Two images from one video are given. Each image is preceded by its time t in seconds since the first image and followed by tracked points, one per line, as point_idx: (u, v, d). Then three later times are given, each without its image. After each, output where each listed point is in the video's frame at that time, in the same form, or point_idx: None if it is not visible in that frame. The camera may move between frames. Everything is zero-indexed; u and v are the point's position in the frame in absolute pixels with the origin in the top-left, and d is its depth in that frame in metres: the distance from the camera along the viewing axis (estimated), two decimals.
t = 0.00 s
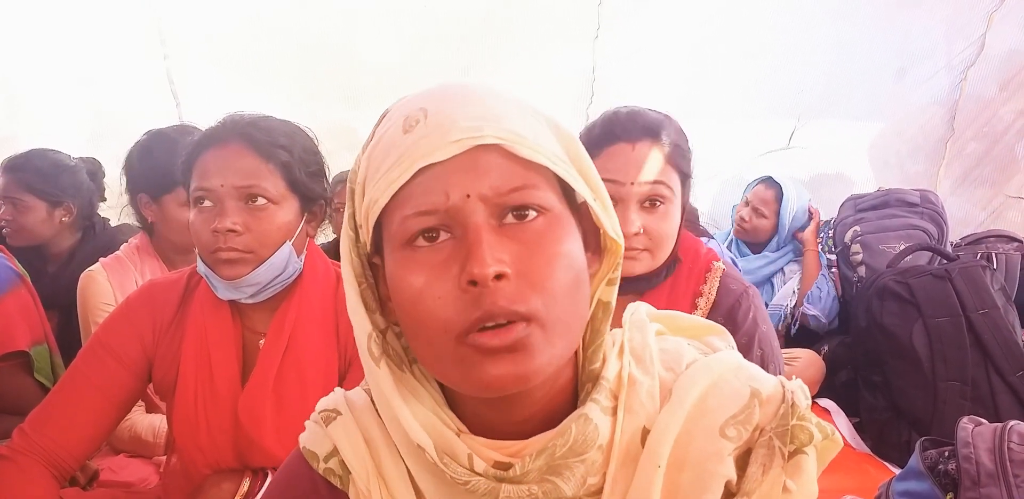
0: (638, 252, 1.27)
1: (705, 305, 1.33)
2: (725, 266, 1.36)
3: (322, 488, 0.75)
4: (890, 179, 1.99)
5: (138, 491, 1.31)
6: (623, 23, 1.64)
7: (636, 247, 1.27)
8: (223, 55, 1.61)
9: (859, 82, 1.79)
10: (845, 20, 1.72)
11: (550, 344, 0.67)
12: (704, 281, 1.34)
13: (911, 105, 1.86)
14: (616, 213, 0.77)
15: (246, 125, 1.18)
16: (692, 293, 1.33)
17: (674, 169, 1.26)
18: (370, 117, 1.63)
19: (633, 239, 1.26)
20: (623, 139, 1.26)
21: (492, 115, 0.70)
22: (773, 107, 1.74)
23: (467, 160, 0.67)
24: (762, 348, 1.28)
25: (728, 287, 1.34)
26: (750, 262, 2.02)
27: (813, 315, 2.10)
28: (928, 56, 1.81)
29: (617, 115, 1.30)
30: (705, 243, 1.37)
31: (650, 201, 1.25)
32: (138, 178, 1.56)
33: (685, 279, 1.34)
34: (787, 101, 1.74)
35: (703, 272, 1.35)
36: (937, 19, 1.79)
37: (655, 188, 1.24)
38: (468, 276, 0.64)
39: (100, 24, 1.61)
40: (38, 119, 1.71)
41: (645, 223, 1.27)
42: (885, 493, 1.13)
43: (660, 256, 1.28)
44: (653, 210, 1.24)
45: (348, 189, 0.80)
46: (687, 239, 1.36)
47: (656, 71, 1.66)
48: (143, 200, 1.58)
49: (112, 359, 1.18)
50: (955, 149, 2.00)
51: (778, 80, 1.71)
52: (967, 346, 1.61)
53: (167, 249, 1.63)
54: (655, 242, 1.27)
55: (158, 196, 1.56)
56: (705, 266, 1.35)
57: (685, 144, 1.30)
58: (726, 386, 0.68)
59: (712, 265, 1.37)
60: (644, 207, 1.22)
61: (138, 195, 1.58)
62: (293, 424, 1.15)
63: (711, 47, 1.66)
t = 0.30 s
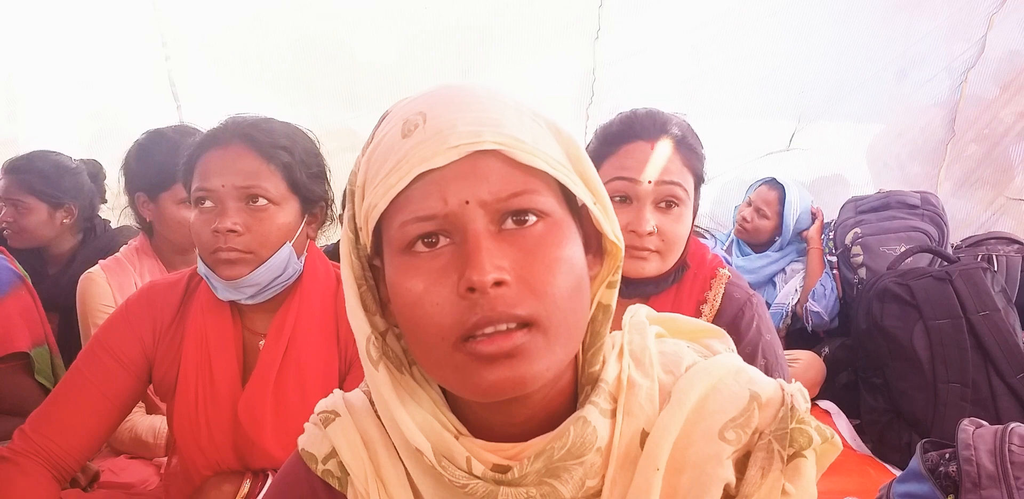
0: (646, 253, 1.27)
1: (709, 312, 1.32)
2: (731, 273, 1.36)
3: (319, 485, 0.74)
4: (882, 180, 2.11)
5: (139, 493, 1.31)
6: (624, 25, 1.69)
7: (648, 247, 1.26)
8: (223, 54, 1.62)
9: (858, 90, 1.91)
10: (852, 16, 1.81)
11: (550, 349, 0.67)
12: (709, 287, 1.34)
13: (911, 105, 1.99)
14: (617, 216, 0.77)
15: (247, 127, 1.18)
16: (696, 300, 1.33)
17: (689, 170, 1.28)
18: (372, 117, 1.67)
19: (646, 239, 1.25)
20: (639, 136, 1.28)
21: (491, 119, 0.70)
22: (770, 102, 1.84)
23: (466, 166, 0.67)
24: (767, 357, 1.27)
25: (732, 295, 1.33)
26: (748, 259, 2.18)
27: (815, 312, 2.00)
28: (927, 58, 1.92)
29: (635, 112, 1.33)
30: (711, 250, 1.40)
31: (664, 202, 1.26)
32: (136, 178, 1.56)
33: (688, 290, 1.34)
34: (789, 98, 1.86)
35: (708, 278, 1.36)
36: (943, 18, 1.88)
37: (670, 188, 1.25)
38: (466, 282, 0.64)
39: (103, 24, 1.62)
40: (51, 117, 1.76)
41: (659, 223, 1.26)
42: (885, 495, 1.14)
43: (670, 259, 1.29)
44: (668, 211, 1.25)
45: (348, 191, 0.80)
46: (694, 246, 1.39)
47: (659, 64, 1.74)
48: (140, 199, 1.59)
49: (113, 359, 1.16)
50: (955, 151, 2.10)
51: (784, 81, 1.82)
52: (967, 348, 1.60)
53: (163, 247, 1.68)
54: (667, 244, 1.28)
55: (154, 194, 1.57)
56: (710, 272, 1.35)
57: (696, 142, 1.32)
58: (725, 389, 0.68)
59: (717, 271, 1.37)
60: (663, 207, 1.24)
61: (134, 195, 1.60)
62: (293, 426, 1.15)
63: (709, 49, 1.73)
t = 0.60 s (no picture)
0: (644, 262, 1.28)
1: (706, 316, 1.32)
2: (727, 278, 1.37)
3: (320, 484, 0.75)
4: (882, 182, 2.11)
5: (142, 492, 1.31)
6: (624, 25, 1.70)
7: (645, 256, 1.27)
8: (224, 54, 1.63)
9: (859, 91, 1.91)
10: (853, 18, 1.82)
11: (550, 350, 0.67)
12: (705, 291, 1.35)
13: (912, 106, 1.99)
14: (618, 216, 0.77)
15: (250, 126, 1.19)
16: (692, 304, 1.33)
17: (685, 176, 1.28)
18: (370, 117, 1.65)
19: (644, 248, 1.25)
20: (634, 142, 1.28)
21: (491, 119, 0.70)
22: (773, 112, 1.86)
23: (467, 167, 0.67)
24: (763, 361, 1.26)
25: (728, 300, 1.34)
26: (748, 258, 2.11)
27: (816, 310, 2.00)
28: (929, 58, 1.92)
29: (629, 117, 1.32)
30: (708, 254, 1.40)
31: (662, 210, 1.26)
32: (137, 175, 1.56)
33: (684, 295, 1.34)
34: (791, 99, 1.86)
35: (705, 282, 1.36)
36: (944, 19, 1.88)
37: (667, 196, 1.25)
38: (467, 284, 0.64)
39: (104, 23, 1.63)
40: (54, 116, 1.77)
41: (657, 232, 1.26)
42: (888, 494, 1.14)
43: (668, 266, 1.30)
44: (665, 219, 1.25)
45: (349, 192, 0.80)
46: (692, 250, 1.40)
47: (663, 66, 1.77)
48: (142, 197, 1.60)
49: (114, 358, 1.17)
50: (957, 152, 2.10)
51: (784, 80, 1.83)
52: (970, 348, 1.59)
53: (165, 246, 1.67)
54: (664, 252, 1.28)
55: (156, 192, 1.57)
56: (707, 276, 1.36)
57: (693, 148, 1.31)
58: (726, 389, 0.68)
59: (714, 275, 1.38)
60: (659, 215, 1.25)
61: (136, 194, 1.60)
62: (294, 425, 1.15)
63: (709, 51, 1.75)
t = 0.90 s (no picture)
0: (638, 273, 1.26)
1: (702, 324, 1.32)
2: (723, 285, 1.36)
3: (322, 485, 0.75)
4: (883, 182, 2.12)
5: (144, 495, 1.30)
6: (627, 27, 1.70)
7: (639, 268, 1.25)
8: (224, 54, 1.64)
9: (864, 94, 1.92)
10: (856, 18, 1.82)
11: (555, 352, 0.67)
12: (701, 299, 1.34)
13: (914, 107, 2.00)
14: (621, 218, 0.77)
15: (254, 129, 1.19)
16: (688, 312, 1.33)
17: (677, 185, 1.28)
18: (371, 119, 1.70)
19: (637, 260, 1.23)
20: (625, 152, 1.28)
21: (496, 122, 0.70)
22: (773, 111, 1.87)
23: (471, 170, 0.67)
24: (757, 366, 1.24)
25: (724, 308, 1.33)
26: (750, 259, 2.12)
27: (819, 311, 1.99)
28: (932, 60, 1.91)
29: (620, 125, 1.33)
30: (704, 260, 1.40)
31: (655, 221, 1.25)
32: (143, 177, 1.56)
33: (679, 303, 1.34)
34: (796, 103, 1.88)
35: (701, 290, 1.36)
36: (948, 20, 1.88)
37: (659, 207, 1.24)
38: (471, 287, 0.64)
39: (104, 22, 1.63)
40: (55, 116, 1.78)
41: (649, 243, 1.24)
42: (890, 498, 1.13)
43: (662, 277, 1.28)
44: (658, 229, 1.24)
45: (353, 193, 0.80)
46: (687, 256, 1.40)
47: (663, 68, 1.77)
48: (146, 200, 1.60)
49: (116, 359, 1.17)
50: (960, 153, 2.10)
51: (786, 80, 1.83)
52: (973, 352, 1.59)
53: (168, 249, 1.68)
54: (658, 264, 1.26)
55: (160, 196, 1.58)
56: (703, 284, 1.36)
57: (687, 157, 1.32)
58: (730, 393, 0.68)
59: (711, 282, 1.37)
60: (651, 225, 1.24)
61: (140, 196, 1.60)
62: (296, 427, 1.14)
63: (711, 52, 1.75)
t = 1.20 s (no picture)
0: (635, 277, 1.27)
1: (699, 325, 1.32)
2: (721, 286, 1.36)
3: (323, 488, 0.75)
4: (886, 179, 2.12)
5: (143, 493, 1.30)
6: (627, 27, 1.71)
7: (634, 272, 1.25)
8: (224, 54, 1.64)
9: (864, 89, 1.91)
10: (856, 18, 1.83)
11: (570, 347, 0.67)
12: (699, 300, 1.35)
13: (915, 106, 1.99)
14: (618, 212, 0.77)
15: (254, 127, 1.19)
16: (686, 312, 1.34)
17: (673, 187, 1.28)
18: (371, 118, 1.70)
19: (633, 263, 1.24)
20: (619, 155, 1.28)
21: (496, 116, 0.70)
22: (778, 105, 1.86)
23: (475, 161, 0.67)
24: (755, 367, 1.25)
25: (722, 309, 1.34)
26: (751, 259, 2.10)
27: (819, 311, 1.99)
28: (931, 60, 1.92)
29: (615, 125, 1.33)
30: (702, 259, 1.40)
31: (649, 223, 1.25)
32: (145, 175, 1.56)
33: (676, 305, 1.35)
34: (795, 103, 1.88)
35: (698, 290, 1.36)
36: (946, 20, 1.89)
37: (654, 209, 1.24)
38: (482, 277, 0.63)
39: (105, 22, 1.63)
40: (55, 115, 1.77)
41: (644, 246, 1.25)
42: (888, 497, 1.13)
43: (658, 280, 1.28)
44: (653, 232, 1.24)
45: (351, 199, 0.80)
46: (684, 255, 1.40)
47: (664, 68, 1.77)
48: (147, 199, 1.60)
49: (115, 356, 1.17)
50: (959, 152, 2.10)
51: (785, 80, 1.83)
52: (972, 351, 1.59)
53: (169, 247, 1.68)
54: (654, 267, 1.26)
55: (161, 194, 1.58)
56: (700, 284, 1.36)
57: (683, 160, 1.33)
58: (730, 391, 0.68)
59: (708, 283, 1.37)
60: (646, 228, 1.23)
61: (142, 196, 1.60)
62: (297, 427, 1.14)
63: (711, 52, 1.76)
